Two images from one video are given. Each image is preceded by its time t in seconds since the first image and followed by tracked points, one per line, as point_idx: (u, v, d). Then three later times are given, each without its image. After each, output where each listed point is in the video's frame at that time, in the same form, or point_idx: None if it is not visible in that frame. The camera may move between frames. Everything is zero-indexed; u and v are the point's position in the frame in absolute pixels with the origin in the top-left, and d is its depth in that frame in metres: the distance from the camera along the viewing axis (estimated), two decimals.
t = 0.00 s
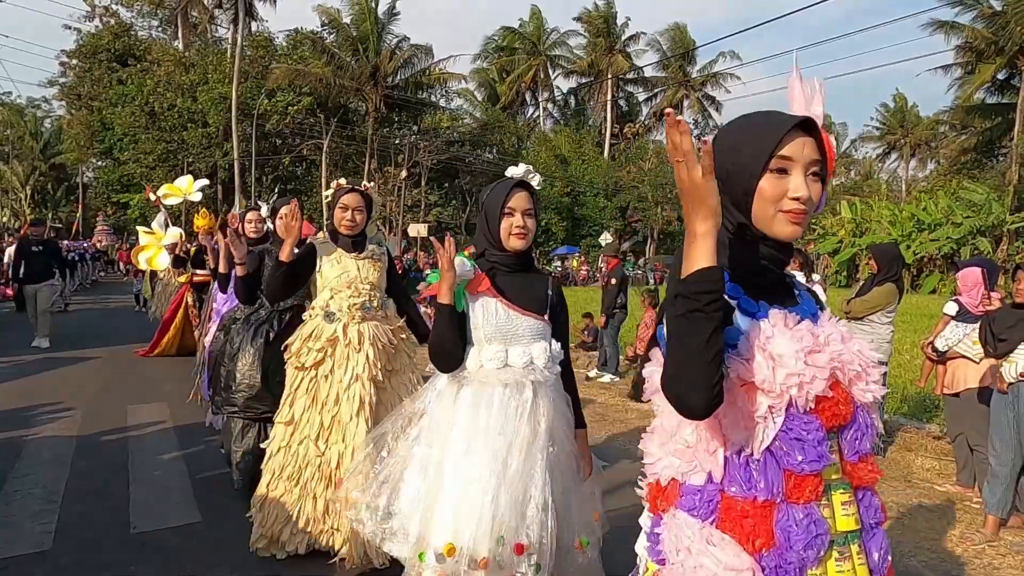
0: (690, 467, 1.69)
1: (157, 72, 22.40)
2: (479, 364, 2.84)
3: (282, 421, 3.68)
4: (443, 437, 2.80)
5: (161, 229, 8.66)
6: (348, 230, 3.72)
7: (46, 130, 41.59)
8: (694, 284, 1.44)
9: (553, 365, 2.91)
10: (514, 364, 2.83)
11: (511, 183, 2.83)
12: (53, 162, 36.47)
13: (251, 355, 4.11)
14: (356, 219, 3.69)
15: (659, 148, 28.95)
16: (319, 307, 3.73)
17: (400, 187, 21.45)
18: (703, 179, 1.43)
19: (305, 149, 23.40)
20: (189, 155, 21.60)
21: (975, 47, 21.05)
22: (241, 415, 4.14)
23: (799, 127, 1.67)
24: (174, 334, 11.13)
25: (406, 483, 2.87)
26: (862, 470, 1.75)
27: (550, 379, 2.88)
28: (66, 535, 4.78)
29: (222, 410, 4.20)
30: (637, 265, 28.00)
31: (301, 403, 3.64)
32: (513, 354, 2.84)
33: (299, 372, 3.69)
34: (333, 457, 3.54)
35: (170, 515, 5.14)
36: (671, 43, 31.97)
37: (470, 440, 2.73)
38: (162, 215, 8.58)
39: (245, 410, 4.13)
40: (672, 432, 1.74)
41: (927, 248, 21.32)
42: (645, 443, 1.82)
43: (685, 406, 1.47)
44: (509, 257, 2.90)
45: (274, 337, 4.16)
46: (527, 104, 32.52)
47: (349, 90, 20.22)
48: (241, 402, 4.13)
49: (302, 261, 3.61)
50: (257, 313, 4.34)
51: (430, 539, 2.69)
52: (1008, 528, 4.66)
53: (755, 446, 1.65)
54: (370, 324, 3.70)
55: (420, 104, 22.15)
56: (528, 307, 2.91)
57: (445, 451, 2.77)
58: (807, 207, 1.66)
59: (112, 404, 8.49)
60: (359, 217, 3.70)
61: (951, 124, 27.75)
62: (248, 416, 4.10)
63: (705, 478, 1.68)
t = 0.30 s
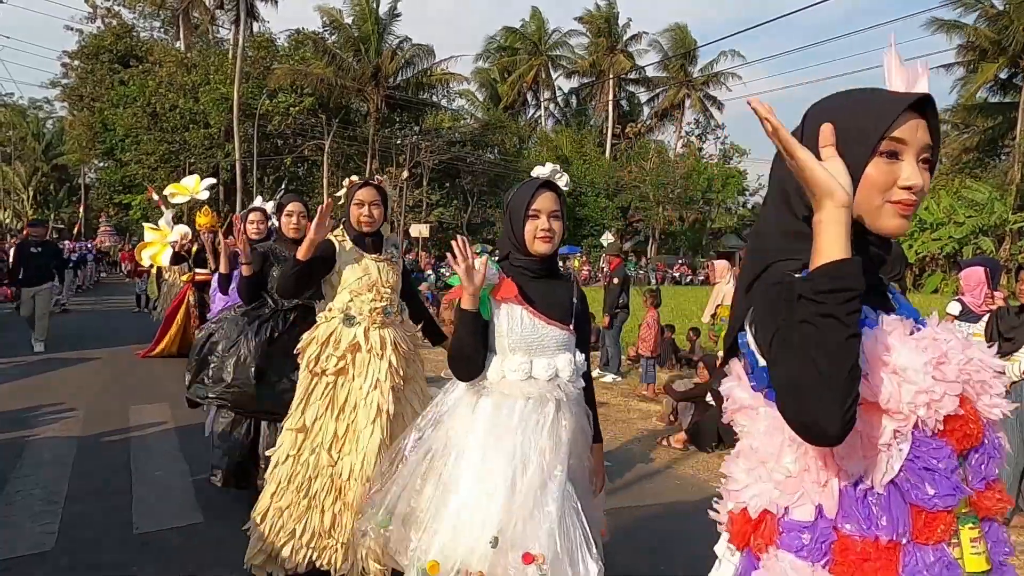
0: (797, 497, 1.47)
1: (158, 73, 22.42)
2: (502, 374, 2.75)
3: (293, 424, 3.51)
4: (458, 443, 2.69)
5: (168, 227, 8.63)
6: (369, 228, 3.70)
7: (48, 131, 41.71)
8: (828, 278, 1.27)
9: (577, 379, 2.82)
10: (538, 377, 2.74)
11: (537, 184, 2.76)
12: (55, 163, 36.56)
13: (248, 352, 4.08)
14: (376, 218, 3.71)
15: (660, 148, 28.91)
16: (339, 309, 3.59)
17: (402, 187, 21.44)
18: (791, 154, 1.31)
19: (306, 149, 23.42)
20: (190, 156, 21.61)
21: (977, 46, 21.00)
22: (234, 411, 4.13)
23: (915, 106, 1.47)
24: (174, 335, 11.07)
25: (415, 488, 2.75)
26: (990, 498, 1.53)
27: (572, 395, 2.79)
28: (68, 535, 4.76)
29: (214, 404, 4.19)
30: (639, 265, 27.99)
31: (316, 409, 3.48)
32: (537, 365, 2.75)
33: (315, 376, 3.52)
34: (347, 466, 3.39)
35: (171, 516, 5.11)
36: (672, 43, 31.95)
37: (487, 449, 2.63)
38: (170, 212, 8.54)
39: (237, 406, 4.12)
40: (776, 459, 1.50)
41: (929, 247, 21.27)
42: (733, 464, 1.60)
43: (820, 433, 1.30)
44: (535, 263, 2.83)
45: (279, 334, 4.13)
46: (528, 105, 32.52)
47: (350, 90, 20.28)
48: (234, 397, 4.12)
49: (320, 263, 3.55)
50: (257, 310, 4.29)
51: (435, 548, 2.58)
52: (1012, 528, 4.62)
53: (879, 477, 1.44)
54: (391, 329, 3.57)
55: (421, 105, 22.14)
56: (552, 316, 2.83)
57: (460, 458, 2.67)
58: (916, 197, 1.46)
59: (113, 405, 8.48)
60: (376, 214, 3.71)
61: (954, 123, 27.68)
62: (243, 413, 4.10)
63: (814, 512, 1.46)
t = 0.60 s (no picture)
0: (900, 541, 1.27)
1: (168, 76, 22.58)
2: (556, 385, 2.37)
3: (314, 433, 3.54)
4: (501, 462, 2.32)
5: (180, 227, 8.67)
6: (392, 232, 3.60)
7: (60, 133, 42.12)
8: (961, 315, 1.07)
9: (634, 389, 2.48)
10: (594, 387, 2.39)
11: (579, 173, 2.44)
12: (67, 165, 36.89)
13: (255, 360, 4.13)
14: (399, 220, 3.62)
15: (667, 150, 28.93)
16: (361, 315, 3.53)
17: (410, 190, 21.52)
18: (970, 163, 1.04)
19: (315, 151, 23.54)
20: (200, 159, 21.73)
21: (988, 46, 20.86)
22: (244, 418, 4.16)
23: None
24: (183, 340, 10.99)
25: (449, 513, 2.39)
26: None
27: (627, 407, 2.45)
28: (80, 536, 4.80)
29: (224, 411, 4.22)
30: (646, 266, 28.06)
31: (336, 421, 3.47)
32: (593, 374, 2.39)
33: (336, 387, 3.51)
34: (364, 484, 3.40)
35: (181, 517, 5.15)
36: (680, 44, 31.94)
37: (535, 471, 2.26)
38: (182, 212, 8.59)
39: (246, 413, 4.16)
40: (873, 493, 1.30)
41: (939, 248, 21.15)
42: (818, 498, 1.40)
43: (945, 492, 1.10)
44: (580, 261, 2.48)
45: (290, 343, 4.12)
46: (536, 107, 32.55)
47: (359, 93, 20.42)
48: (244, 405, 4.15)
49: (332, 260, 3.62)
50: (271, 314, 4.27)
51: None
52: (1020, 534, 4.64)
53: (1002, 513, 1.23)
54: (412, 337, 3.52)
55: (429, 107, 22.20)
56: (604, 319, 2.50)
57: (502, 480, 2.30)
58: None
59: (124, 406, 8.55)
60: (399, 216, 3.62)
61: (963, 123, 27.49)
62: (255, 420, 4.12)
63: (928, 553, 1.26)
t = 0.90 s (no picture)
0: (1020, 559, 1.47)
1: (180, 74, 22.68)
2: (609, 389, 2.18)
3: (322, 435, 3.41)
4: (548, 476, 2.14)
5: (187, 228, 8.61)
6: (405, 228, 3.32)
7: (72, 131, 42.47)
8: None
9: (691, 393, 2.28)
10: (650, 391, 2.19)
11: (629, 162, 2.24)
12: (80, 163, 37.17)
13: (282, 364, 4.00)
14: (413, 212, 3.31)
15: (677, 146, 28.77)
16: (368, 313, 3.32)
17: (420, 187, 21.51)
18: None
19: (325, 149, 23.56)
20: (212, 157, 21.81)
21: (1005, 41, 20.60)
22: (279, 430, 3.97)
23: None
24: (196, 338, 10.93)
25: (491, 527, 2.19)
26: None
27: (684, 413, 2.25)
28: (94, 532, 4.81)
29: (256, 425, 4.02)
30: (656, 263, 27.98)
31: (341, 423, 3.32)
32: (649, 376, 2.19)
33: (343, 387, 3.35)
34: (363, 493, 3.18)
35: (195, 513, 5.15)
36: (691, 40, 31.78)
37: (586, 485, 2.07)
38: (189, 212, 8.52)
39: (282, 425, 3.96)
40: (996, 521, 1.50)
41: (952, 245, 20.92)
42: (922, 524, 1.63)
43: None
44: (628, 255, 2.27)
45: (320, 348, 4.02)
46: (546, 103, 32.45)
47: (370, 90, 20.37)
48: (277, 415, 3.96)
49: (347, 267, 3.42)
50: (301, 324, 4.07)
51: None
52: None
53: None
54: (418, 338, 3.27)
55: (439, 104, 22.19)
56: (658, 316, 2.30)
57: (548, 493, 2.12)
58: None
59: (138, 402, 8.59)
60: (413, 210, 3.30)
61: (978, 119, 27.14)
62: (286, 431, 3.91)
63: None
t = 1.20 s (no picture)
0: None
1: (185, 75, 22.67)
2: (634, 401, 2.06)
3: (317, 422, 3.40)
4: (575, 490, 2.05)
5: (188, 231, 8.50)
6: (415, 225, 3.14)
7: (77, 132, 42.59)
8: None
9: (721, 401, 2.18)
10: (676, 401, 2.08)
11: (663, 156, 2.07)
12: (85, 164, 37.24)
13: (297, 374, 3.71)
14: (427, 208, 3.12)
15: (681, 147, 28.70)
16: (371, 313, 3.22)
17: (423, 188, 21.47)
18: None
19: (329, 149, 23.52)
20: (216, 158, 21.80)
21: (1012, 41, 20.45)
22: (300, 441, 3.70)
23: None
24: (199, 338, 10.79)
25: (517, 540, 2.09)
26: None
27: (714, 422, 2.15)
28: (96, 533, 4.75)
29: (276, 437, 3.75)
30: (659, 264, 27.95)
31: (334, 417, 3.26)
32: (675, 387, 2.07)
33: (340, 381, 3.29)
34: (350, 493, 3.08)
35: (198, 514, 5.10)
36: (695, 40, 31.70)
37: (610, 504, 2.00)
38: (189, 217, 8.38)
39: (301, 435, 3.70)
40: None
41: (958, 247, 20.77)
42: None
43: None
44: (654, 255, 2.13)
45: (335, 355, 3.76)
46: (549, 104, 32.37)
47: (373, 92, 20.26)
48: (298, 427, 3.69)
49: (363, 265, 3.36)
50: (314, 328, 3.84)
51: None
52: None
53: None
54: (417, 339, 3.10)
55: (443, 105, 22.11)
56: (682, 320, 2.17)
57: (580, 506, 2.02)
58: None
59: (142, 403, 8.55)
60: (422, 207, 3.11)
61: (983, 120, 26.98)
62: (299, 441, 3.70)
63: None
